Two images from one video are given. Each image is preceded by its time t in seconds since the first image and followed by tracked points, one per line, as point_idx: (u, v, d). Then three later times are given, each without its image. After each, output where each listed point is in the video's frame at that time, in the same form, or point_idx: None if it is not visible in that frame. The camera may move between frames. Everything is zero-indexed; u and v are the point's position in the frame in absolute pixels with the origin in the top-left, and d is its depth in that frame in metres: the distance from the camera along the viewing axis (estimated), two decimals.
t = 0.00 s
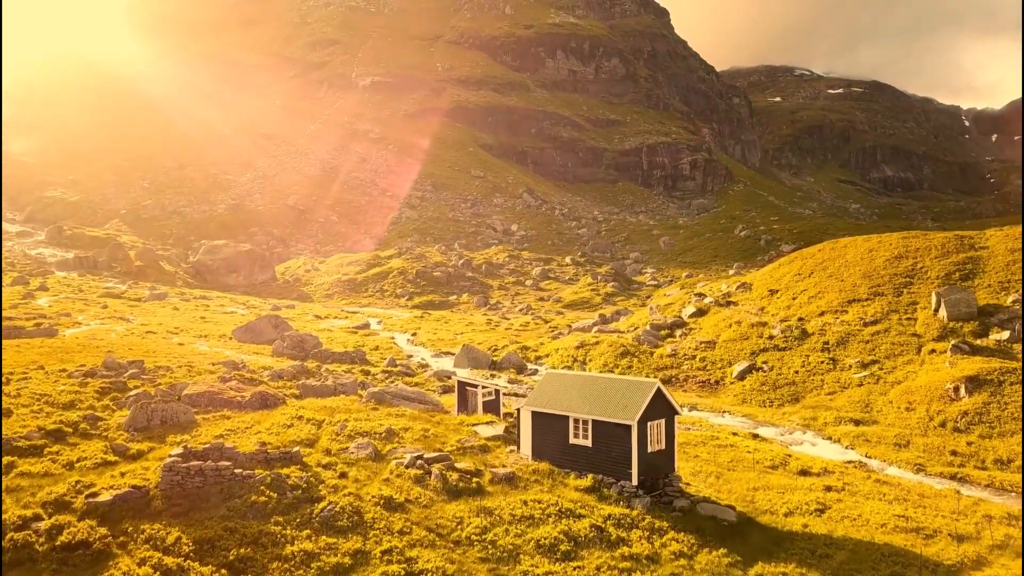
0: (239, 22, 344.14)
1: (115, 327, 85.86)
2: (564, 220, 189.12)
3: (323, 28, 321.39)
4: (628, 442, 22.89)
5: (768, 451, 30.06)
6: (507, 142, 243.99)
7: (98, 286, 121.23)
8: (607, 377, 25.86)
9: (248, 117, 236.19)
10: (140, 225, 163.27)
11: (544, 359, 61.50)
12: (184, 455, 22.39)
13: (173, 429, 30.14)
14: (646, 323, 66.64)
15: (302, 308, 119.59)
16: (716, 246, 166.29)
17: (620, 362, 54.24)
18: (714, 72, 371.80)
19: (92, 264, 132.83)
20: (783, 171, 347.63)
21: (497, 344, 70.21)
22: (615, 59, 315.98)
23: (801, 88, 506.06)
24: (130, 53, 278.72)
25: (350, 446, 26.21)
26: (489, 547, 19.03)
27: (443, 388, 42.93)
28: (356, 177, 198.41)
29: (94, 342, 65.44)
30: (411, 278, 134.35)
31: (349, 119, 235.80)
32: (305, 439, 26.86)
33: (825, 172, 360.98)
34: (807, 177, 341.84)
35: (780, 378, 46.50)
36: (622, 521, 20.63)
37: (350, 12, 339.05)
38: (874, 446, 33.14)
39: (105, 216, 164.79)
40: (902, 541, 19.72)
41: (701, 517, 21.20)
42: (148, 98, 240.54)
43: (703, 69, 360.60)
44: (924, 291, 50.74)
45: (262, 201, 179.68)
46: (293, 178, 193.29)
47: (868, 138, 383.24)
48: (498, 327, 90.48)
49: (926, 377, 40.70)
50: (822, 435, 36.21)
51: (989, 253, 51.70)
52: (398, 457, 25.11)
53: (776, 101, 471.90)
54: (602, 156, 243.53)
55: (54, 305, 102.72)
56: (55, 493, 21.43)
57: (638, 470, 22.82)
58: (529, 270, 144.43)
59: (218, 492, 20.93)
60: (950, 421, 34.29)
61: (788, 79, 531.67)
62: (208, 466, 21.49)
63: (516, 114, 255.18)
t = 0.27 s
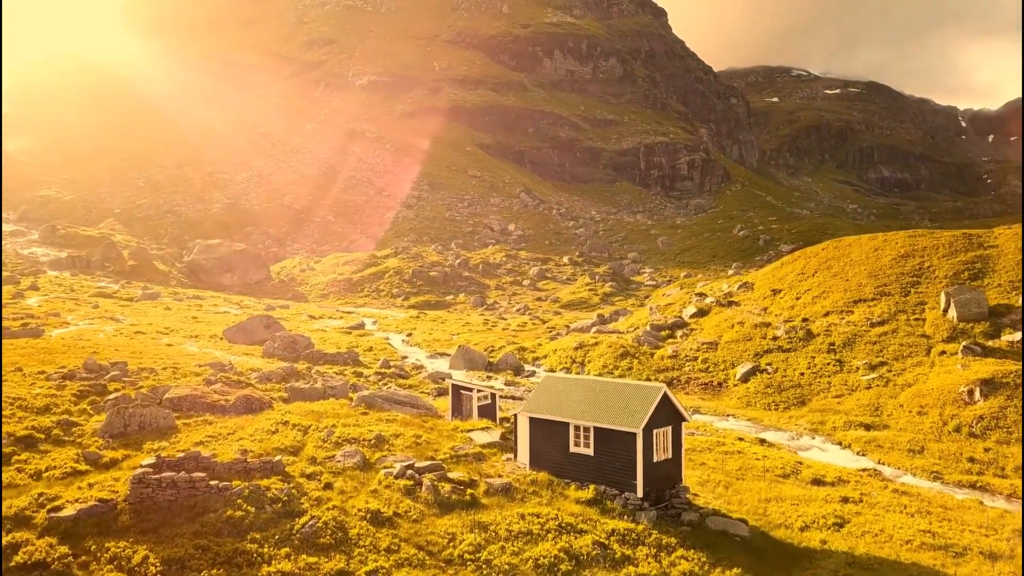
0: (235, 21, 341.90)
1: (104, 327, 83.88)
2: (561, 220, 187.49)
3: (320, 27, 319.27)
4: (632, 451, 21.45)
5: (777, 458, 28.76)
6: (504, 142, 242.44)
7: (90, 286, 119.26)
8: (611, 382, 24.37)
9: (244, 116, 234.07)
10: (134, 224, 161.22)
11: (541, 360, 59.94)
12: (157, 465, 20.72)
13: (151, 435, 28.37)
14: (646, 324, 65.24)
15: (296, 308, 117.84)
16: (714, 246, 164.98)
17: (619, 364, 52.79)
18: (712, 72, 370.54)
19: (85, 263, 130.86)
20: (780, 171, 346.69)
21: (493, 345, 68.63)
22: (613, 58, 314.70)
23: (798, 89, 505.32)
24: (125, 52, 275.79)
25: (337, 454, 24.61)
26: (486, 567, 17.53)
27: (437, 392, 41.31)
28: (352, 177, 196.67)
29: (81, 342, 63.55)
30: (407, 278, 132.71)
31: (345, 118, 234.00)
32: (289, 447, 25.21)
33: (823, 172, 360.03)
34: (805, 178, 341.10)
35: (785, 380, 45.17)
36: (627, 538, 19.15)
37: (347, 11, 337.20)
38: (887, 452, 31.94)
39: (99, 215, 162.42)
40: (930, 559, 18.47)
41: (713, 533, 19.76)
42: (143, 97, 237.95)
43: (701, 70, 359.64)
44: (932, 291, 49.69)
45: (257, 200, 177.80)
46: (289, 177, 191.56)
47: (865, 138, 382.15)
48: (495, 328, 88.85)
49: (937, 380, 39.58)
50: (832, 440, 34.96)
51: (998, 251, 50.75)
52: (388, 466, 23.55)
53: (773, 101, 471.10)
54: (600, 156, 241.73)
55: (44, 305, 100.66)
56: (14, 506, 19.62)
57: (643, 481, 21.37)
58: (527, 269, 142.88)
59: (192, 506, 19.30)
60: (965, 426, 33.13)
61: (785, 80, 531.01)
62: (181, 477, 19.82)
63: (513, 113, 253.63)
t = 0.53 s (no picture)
0: (235, 21, 340.45)
1: (96, 326, 82.20)
2: (561, 220, 185.98)
3: (318, 26, 317.65)
4: (641, 462, 20.05)
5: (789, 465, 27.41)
6: (504, 141, 241.03)
7: (86, 286, 117.73)
8: (617, 387, 22.92)
9: (243, 115, 232.32)
10: (131, 224, 159.51)
11: (541, 362, 58.44)
12: (130, 476, 19.19)
13: (130, 441, 26.76)
14: (648, 324, 63.78)
15: (293, 308, 116.44)
16: (715, 246, 163.59)
17: (621, 365, 51.38)
18: (712, 72, 369.02)
19: (81, 263, 129.21)
20: (780, 172, 345.23)
21: (492, 346, 67.12)
22: (613, 58, 313.16)
23: (798, 88, 503.69)
24: (124, 51, 273.80)
25: (325, 463, 23.12)
26: None
27: (433, 395, 39.80)
28: (350, 176, 195.21)
29: (69, 342, 61.90)
30: (405, 278, 131.22)
31: (344, 118, 232.68)
32: (276, 456, 23.77)
33: (823, 172, 358.48)
34: (805, 178, 339.86)
35: (793, 383, 43.73)
36: (634, 556, 17.74)
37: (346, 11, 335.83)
38: (904, 459, 30.51)
39: (96, 214, 160.63)
40: None
41: (727, 551, 18.40)
42: (142, 96, 236.04)
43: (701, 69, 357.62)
44: (944, 291, 48.38)
45: (256, 200, 176.25)
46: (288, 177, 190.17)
47: (865, 138, 380.73)
48: (494, 328, 87.50)
49: (951, 382, 38.27)
50: (844, 446, 33.57)
51: (1011, 250, 49.51)
52: (379, 476, 22.09)
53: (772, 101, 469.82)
54: (599, 156, 240.15)
55: (36, 305, 99.04)
56: None
57: (652, 494, 19.95)
58: (526, 269, 141.42)
59: (164, 524, 17.74)
60: (985, 431, 31.78)
61: (785, 80, 530.24)
62: (153, 490, 18.24)
63: (512, 112, 252.22)
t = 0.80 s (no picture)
0: (234, 20, 339.13)
1: (88, 327, 80.78)
2: (561, 219, 184.80)
3: (317, 26, 316.24)
4: (649, 472, 18.88)
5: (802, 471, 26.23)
6: (503, 141, 239.80)
7: (81, 285, 116.40)
8: (621, 391, 21.75)
9: (241, 114, 230.80)
10: (129, 224, 158.19)
11: (542, 363, 57.17)
12: (104, 487, 17.94)
13: (111, 447, 25.44)
14: (650, 325, 62.53)
15: (291, 309, 115.21)
16: (716, 246, 162.45)
17: (623, 366, 50.19)
18: (713, 72, 367.80)
19: (77, 263, 127.84)
20: (780, 172, 344.06)
21: (490, 347, 65.88)
22: (613, 58, 311.98)
23: (798, 89, 502.53)
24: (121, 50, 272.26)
25: (313, 471, 21.93)
26: None
27: (430, 398, 38.51)
28: (349, 176, 194.01)
29: (59, 343, 60.48)
30: (404, 278, 129.91)
31: (343, 117, 231.50)
32: (262, 464, 22.56)
33: (823, 172, 357.18)
34: (805, 178, 338.94)
35: (800, 385, 42.59)
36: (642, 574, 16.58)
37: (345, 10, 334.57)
38: (920, 466, 29.41)
39: (94, 214, 159.25)
40: None
41: (740, 567, 17.30)
42: (141, 95, 234.26)
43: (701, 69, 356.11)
44: (954, 291, 47.31)
45: (254, 199, 174.91)
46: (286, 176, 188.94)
47: (866, 138, 379.78)
48: (493, 329, 86.21)
49: (965, 385, 37.21)
50: (856, 451, 32.39)
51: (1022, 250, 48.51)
52: (370, 485, 20.89)
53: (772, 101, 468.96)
54: (599, 156, 238.95)
55: (30, 305, 97.63)
56: None
57: (660, 505, 18.76)
58: (526, 269, 140.25)
59: (138, 540, 16.51)
60: (1002, 437, 30.71)
61: (785, 80, 529.06)
62: (125, 502, 16.96)
63: (512, 112, 250.96)
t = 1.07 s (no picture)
0: (232, 20, 337.64)
1: (79, 327, 79.07)
2: (561, 220, 183.39)
3: (317, 25, 314.76)
4: (659, 486, 17.55)
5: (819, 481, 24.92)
6: (503, 141, 238.36)
7: (76, 285, 114.85)
8: (627, 396, 20.41)
9: (240, 114, 229.24)
10: (127, 224, 156.76)
11: (541, 365, 55.75)
12: (69, 501, 16.51)
13: (87, 454, 23.90)
14: (653, 326, 61.05)
15: (288, 309, 113.75)
16: (717, 246, 161.10)
17: (626, 369, 48.74)
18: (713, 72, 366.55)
19: (73, 262, 126.27)
20: (780, 172, 342.55)
21: (489, 348, 64.43)
22: (613, 58, 310.64)
23: (797, 89, 501.13)
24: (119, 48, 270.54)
25: (298, 481, 20.55)
26: None
27: (425, 402, 37.21)
28: (348, 176, 192.67)
29: (46, 344, 58.83)
30: (403, 278, 128.39)
31: (342, 117, 230.10)
32: (244, 474, 21.10)
33: (824, 173, 355.84)
34: (805, 178, 337.77)
35: (809, 388, 41.18)
36: None
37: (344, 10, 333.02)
38: (940, 474, 28.10)
39: (91, 214, 157.75)
40: None
41: None
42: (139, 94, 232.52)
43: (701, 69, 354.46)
44: (967, 292, 45.98)
45: (252, 199, 173.49)
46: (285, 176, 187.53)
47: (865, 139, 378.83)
48: (492, 329, 84.70)
49: (982, 390, 35.93)
50: (870, 457, 31.06)
51: None
52: (358, 497, 19.51)
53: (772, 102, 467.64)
54: (599, 156, 237.55)
55: (22, 305, 95.96)
56: None
57: (672, 522, 17.41)
58: (526, 269, 138.88)
59: (103, 560, 15.08)
60: None
61: (785, 81, 527.61)
62: (90, 518, 15.61)
63: (511, 112, 249.54)
